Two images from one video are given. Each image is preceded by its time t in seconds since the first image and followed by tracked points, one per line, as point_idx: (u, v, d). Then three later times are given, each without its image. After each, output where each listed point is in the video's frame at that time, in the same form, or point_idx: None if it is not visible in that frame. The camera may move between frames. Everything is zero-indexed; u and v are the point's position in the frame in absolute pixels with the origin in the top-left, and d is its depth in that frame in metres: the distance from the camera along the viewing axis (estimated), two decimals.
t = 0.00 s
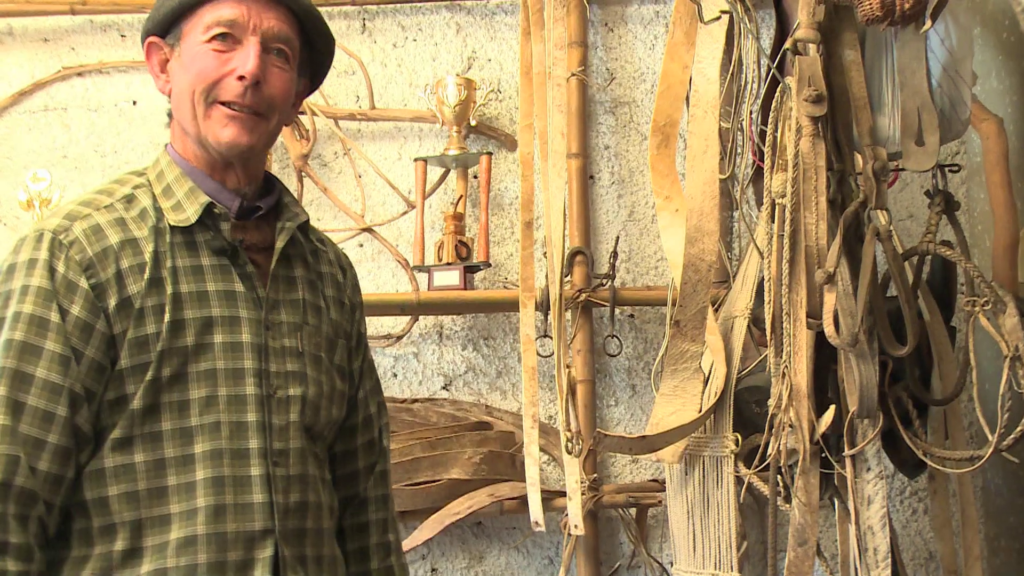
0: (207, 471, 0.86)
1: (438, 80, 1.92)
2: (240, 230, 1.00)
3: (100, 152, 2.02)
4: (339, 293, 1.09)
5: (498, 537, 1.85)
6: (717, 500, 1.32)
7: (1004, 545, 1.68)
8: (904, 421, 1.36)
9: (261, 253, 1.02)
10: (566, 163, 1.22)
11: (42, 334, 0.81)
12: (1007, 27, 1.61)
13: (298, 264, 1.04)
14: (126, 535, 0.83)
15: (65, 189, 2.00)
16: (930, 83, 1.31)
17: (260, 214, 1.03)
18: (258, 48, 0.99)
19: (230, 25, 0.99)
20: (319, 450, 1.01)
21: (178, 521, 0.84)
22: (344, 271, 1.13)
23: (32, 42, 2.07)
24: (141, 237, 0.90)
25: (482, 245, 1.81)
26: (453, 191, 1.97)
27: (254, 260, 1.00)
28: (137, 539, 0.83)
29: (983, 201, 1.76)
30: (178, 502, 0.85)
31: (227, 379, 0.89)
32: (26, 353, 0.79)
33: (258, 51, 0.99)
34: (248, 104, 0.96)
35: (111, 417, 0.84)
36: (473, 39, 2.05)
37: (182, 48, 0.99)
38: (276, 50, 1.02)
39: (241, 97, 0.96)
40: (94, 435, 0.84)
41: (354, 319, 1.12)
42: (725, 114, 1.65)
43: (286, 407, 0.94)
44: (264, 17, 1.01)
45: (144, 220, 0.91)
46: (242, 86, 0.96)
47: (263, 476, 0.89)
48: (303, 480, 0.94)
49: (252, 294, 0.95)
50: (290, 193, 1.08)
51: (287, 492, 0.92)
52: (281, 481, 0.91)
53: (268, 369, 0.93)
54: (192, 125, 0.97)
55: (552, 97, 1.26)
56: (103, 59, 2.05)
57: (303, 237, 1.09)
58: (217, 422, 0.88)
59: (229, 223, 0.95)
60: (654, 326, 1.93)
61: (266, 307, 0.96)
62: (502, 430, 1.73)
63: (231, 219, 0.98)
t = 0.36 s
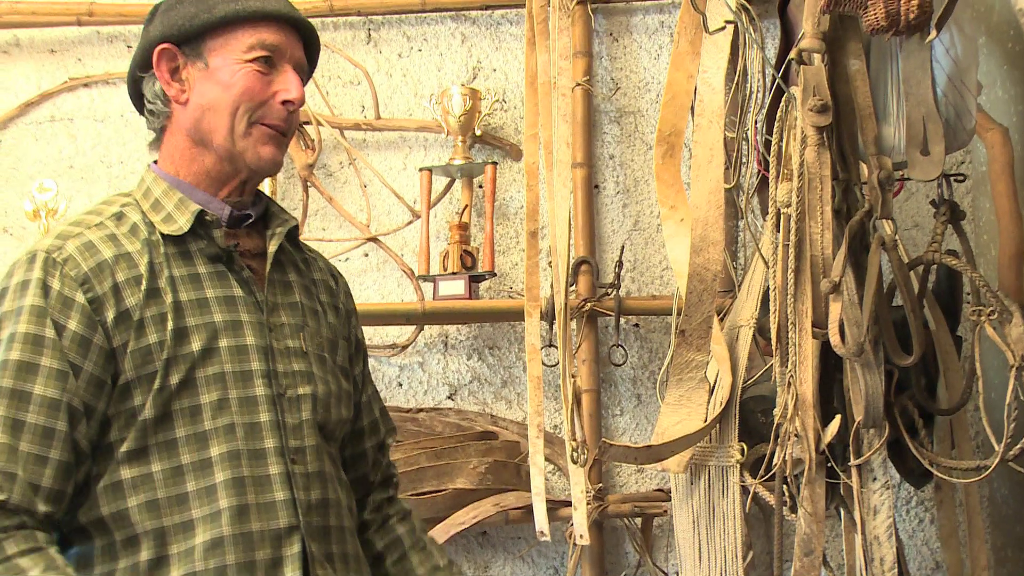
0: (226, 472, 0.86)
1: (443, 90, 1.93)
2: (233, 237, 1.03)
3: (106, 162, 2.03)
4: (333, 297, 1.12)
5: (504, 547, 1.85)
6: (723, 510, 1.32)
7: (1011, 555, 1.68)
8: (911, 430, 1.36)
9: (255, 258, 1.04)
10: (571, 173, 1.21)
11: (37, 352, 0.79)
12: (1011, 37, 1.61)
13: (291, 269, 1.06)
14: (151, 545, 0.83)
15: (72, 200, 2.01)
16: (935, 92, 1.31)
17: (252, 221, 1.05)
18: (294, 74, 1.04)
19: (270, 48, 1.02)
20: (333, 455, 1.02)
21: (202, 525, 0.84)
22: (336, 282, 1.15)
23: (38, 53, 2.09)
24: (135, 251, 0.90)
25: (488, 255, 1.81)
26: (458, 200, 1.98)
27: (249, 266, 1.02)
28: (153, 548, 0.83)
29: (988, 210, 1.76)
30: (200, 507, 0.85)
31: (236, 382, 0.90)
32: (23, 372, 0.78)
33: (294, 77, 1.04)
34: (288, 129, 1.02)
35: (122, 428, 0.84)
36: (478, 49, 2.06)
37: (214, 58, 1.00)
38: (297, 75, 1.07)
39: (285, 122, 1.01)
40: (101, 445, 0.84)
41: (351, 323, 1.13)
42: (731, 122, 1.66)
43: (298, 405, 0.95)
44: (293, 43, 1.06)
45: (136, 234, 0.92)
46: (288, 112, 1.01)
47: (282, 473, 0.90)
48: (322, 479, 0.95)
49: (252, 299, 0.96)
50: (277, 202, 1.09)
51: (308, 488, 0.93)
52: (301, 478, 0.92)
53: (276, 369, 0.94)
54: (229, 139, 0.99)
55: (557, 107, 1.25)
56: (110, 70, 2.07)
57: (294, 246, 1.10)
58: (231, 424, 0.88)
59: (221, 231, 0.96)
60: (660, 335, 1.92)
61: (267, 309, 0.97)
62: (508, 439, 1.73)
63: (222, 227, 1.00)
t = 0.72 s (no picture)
0: (230, 471, 0.87)
1: (446, 99, 1.93)
2: (232, 235, 1.03)
3: (111, 170, 2.04)
4: (327, 290, 1.12)
5: (507, 555, 1.85)
6: (727, 518, 1.32)
7: (1016, 563, 1.67)
8: (915, 438, 1.36)
9: (254, 256, 1.04)
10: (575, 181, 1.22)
11: (37, 331, 0.79)
12: (1014, 45, 1.61)
13: (287, 266, 1.06)
14: (156, 545, 0.82)
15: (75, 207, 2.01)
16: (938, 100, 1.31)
17: (249, 220, 1.05)
18: (297, 76, 1.05)
19: (273, 50, 1.04)
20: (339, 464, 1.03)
21: (206, 523, 0.85)
22: (326, 266, 1.16)
23: (43, 62, 2.10)
24: (136, 246, 0.92)
25: (491, 262, 1.82)
26: (462, 209, 1.98)
27: (250, 264, 1.02)
28: (161, 544, 0.83)
29: (991, 218, 1.76)
30: (204, 505, 0.85)
31: (238, 381, 0.91)
32: (23, 351, 0.77)
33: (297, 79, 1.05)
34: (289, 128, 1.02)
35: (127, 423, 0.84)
36: (482, 57, 2.06)
37: (217, 58, 1.01)
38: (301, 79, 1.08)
39: (286, 121, 1.02)
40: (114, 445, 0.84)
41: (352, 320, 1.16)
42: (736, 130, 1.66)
43: (297, 404, 0.95)
44: (294, 46, 1.07)
45: (135, 230, 0.93)
46: (290, 111, 1.02)
47: (284, 472, 0.91)
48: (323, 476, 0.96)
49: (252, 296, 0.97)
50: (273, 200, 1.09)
51: (309, 488, 0.94)
52: (302, 476, 0.93)
53: (276, 368, 0.95)
54: (229, 137, 0.99)
55: (561, 115, 1.26)
56: (114, 79, 2.08)
57: (290, 241, 1.11)
58: (235, 422, 0.89)
59: (220, 228, 0.98)
60: (663, 343, 1.92)
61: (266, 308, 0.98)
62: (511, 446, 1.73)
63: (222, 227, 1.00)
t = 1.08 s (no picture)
0: (228, 492, 0.88)
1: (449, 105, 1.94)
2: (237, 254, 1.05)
3: (112, 177, 2.04)
4: (310, 311, 1.14)
5: (509, 562, 1.84)
6: (729, 525, 1.31)
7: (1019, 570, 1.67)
8: (917, 445, 1.36)
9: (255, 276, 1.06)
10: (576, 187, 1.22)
11: (89, 370, 0.80)
12: (1016, 51, 1.61)
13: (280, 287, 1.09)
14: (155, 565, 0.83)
15: (77, 215, 2.02)
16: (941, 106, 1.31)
17: (250, 238, 1.07)
18: (282, 87, 1.06)
19: (261, 61, 1.04)
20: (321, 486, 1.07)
21: (203, 544, 0.86)
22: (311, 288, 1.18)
23: (46, 69, 2.11)
24: (153, 271, 0.90)
25: (493, 269, 1.82)
26: (464, 215, 1.98)
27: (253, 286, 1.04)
28: (162, 563, 0.84)
29: (993, 224, 1.76)
30: (203, 526, 0.86)
31: (242, 402, 0.91)
32: (75, 389, 0.79)
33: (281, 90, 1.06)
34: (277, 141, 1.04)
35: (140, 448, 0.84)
36: (483, 64, 2.07)
37: (205, 70, 1.01)
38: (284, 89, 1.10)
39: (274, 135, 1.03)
40: (134, 470, 0.84)
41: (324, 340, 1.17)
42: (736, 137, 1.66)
43: (293, 425, 0.97)
44: (281, 58, 1.08)
45: (151, 253, 0.92)
46: (277, 125, 1.04)
47: (280, 493, 0.92)
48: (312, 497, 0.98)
49: (258, 318, 0.98)
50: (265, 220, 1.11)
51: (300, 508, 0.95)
52: (297, 497, 0.94)
53: (276, 389, 0.96)
54: (220, 152, 1.00)
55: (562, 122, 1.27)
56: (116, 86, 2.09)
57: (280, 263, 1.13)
58: (238, 444, 0.90)
59: (230, 249, 0.98)
60: (665, 349, 1.93)
61: (269, 328, 1.00)
62: (513, 454, 1.73)
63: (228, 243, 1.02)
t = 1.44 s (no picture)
0: (212, 507, 0.89)
1: (452, 112, 1.95)
2: (240, 262, 1.06)
3: (116, 184, 2.05)
4: (324, 318, 1.15)
5: (512, 568, 1.84)
6: (733, 530, 1.31)
7: None
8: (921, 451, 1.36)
9: (259, 284, 1.07)
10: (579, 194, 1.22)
11: (68, 376, 0.83)
12: (1020, 58, 1.61)
13: (289, 293, 1.09)
14: (130, 571, 0.85)
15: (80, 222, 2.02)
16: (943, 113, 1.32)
17: (257, 244, 1.08)
18: (297, 92, 1.06)
19: (275, 66, 1.04)
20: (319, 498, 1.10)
21: (184, 556, 0.87)
22: (326, 295, 1.18)
23: (50, 76, 2.12)
24: (146, 273, 0.92)
25: (496, 275, 1.82)
26: (467, 222, 1.98)
27: (253, 292, 1.04)
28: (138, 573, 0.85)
29: (997, 230, 1.76)
30: (183, 537, 0.87)
31: (230, 414, 0.92)
32: (53, 398, 0.82)
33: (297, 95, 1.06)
34: (288, 146, 1.04)
35: (118, 456, 0.86)
36: (486, 71, 2.07)
37: (219, 72, 1.01)
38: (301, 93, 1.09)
39: (285, 140, 1.03)
40: (113, 477, 0.86)
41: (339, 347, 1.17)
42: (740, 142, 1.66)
43: (286, 439, 0.98)
44: (298, 62, 1.07)
45: (147, 255, 0.94)
46: (289, 130, 1.03)
47: (265, 509, 0.93)
48: (301, 514, 0.99)
49: (254, 328, 0.99)
50: (279, 223, 1.12)
51: (287, 525, 0.95)
52: (282, 514, 0.95)
53: (269, 403, 0.97)
54: (230, 155, 1.00)
55: (567, 128, 1.26)
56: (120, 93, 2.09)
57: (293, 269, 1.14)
58: (222, 456, 0.91)
59: (229, 254, 0.99)
60: (668, 355, 1.93)
61: (265, 339, 1.00)
62: (516, 460, 1.73)
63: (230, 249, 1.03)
